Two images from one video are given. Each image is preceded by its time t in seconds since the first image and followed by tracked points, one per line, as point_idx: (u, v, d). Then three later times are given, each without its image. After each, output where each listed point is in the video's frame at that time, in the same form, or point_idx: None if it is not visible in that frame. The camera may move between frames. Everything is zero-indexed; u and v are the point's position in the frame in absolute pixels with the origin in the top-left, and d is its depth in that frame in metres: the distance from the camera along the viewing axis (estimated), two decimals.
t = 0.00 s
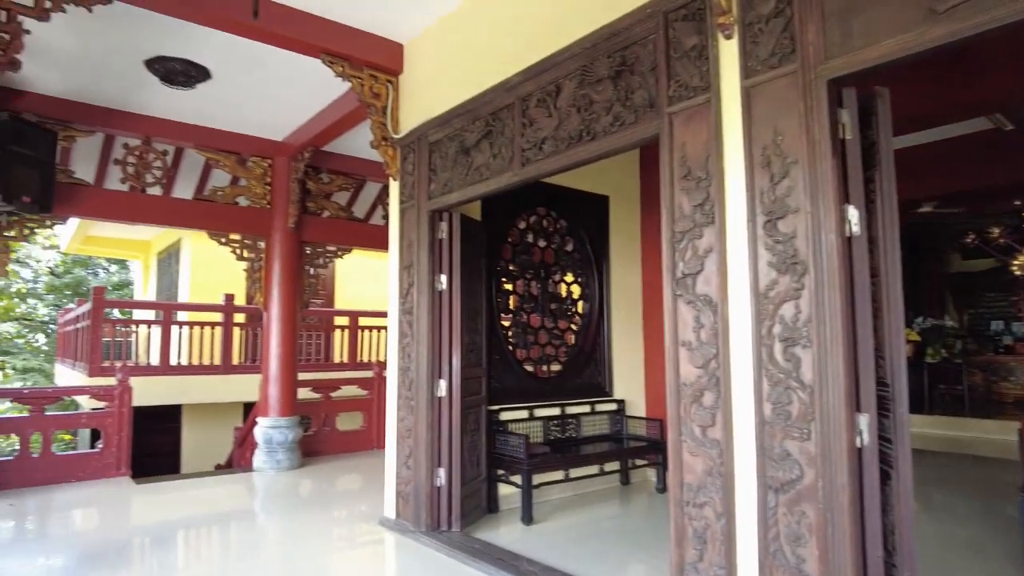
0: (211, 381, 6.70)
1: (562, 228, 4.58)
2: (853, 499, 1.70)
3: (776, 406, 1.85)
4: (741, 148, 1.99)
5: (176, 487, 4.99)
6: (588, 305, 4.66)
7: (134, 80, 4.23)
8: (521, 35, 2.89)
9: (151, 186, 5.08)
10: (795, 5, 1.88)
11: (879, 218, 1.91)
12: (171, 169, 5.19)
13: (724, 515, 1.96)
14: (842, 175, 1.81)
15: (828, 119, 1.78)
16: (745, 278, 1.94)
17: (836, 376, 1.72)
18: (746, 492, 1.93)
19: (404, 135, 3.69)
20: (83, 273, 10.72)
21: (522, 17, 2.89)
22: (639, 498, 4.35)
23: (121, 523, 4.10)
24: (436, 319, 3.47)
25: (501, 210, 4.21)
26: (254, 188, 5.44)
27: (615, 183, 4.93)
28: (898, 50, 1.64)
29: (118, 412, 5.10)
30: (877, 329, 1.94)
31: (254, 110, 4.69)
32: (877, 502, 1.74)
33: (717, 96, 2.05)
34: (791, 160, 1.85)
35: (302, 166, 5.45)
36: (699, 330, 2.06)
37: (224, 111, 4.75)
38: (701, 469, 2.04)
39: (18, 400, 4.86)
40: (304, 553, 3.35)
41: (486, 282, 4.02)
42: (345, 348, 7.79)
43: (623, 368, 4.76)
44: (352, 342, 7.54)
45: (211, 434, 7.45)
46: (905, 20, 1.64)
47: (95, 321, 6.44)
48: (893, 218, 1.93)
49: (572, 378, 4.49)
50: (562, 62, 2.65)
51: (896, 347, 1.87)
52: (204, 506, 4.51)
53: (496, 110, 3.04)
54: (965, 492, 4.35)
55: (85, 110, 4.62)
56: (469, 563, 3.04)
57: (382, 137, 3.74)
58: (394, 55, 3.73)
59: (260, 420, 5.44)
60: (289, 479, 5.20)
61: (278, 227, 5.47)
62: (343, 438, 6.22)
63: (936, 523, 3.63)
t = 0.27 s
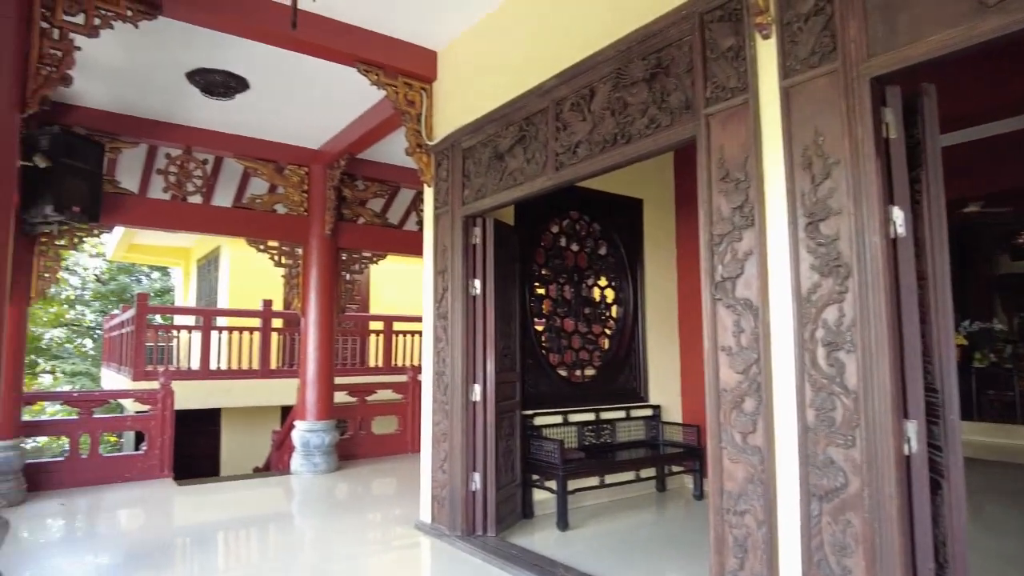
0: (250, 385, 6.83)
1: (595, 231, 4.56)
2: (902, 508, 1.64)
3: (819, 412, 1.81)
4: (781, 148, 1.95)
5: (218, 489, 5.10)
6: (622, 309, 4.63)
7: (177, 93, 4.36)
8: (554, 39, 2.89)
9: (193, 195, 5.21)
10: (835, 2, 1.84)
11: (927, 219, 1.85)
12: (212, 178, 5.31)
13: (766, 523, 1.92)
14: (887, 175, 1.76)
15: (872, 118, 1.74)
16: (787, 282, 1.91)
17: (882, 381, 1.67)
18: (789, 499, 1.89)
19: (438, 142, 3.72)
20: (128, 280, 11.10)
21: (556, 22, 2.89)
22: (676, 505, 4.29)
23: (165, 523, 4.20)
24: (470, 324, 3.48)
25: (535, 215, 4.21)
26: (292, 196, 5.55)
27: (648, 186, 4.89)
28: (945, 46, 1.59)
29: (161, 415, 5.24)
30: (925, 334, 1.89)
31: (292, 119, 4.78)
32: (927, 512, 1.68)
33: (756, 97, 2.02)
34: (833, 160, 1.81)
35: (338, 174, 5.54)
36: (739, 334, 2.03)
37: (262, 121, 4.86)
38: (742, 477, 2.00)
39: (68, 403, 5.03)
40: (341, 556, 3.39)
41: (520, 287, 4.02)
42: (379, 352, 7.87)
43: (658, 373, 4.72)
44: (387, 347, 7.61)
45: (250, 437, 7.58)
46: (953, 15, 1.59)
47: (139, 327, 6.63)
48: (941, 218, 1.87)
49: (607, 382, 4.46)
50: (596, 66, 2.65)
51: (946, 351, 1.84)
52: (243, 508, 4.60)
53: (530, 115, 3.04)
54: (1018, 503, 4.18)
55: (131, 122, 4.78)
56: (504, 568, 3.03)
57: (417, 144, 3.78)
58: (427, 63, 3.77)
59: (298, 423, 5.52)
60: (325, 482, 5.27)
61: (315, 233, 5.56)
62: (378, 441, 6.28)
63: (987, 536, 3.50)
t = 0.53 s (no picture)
0: (287, 388, 6.94)
1: (629, 233, 4.52)
2: (952, 517, 1.59)
3: (863, 417, 1.77)
4: (821, 147, 1.91)
5: (256, 490, 5.19)
6: (656, 312, 4.58)
7: (217, 102, 4.46)
8: (587, 42, 2.89)
9: (232, 202, 5.33)
10: None
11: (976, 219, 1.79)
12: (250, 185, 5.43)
13: (808, 530, 1.88)
14: (933, 173, 1.71)
15: (916, 115, 1.69)
16: (829, 284, 1.87)
17: (930, 386, 1.62)
18: (832, 506, 1.84)
19: (471, 146, 3.74)
20: (169, 286, 11.48)
21: (589, 24, 2.88)
22: (713, 511, 4.22)
23: (206, 523, 4.29)
24: (504, 327, 3.49)
25: (568, 218, 4.20)
26: (327, 203, 5.62)
27: (683, 187, 4.84)
28: (994, 38, 1.54)
29: (201, 418, 5.36)
30: (975, 336, 1.82)
31: (327, 126, 4.86)
32: (980, 522, 1.62)
33: (794, 95, 1.98)
34: (876, 159, 1.77)
35: (373, 180, 5.61)
36: (779, 337, 1.99)
37: (299, 129, 4.95)
38: (783, 483, 1.96)
39: (113, 405, 5.18)
40: (376, 558, 3.42)
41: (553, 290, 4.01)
42: (413, 355, 7.92)
43: (694, 377, 4.66)
44: (421, 350, 7.66)
45: (287, 439, 7.71)
46: (1002, 6, 1.54)
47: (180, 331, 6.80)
48: (991, 217, 1.81)
49: (642, 386, 4.42)
50: (630, 67, 2.63)
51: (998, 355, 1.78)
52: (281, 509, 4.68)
53: (563, 118, 3.04)
54: None
55: (173, 131, 4.91)
56: (539, 572, 3.02)
57: (450, 149, 3.80)
58: (460, 68, 3.79)
59: (334, 426, 5.59)
60: (361, 484, 5.32)
61: (351, 238, 5.64)
62: (412, 444, 6.32)
63: None
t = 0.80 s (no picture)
0: (320, 391, 7.03)
1: (660, 234, 4.48)
2: (1001, 526, 1.53)
3: (904, 421, 1.72)
4: (858, 144, 1.87)
5: (290, 492, 5.26)
6: (689, 314, 4.53)
7: (250, 109, 4.55)
8: (618, 42, 2.87)
9: (265, 207, 5.43)
10: None
11: None
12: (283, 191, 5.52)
13: (848, 537, 1.83)
14: (977, 169, 1.66)
15: (959, 109, 1.64)
16: (868, 284, 1.82)
17: (976, 388, 1.57)
18: (873, 512, 1.79)
19: (500, 148, 3.75)
20: (206, 289, 11.72)
21: (620, 24, 2.87)
22: (747, 516, 4.15)
23: (242, 523, 4.36)
24: (534, 330, 3.48)
25: (598, 219, 4.18)
26: (359, 207, 5.69)
27: (714, 187, 4.78)
28: None
29: (236, 419, 5.45)
30: None
31: (358, 131, 4.92)
32: None
33: (830, 91, 1.94)
34: (916, 155, 1.72)
35: (403, 185, 5.66)
36: (816, 338, 1.95)
37: (330, 134, 5.01)
38: (821, 488, 1.92)
39: (153, 407, 5.31)
40: (408, 560, 3.43)
41: (583, 292, 3.99)
42: (443, 358, 7.96)
43: (727, 379, 4.59)
44: (451, 353, 7.69)
45: (320, 441, 7.81)
46: None
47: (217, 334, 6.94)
48: None
49: (674, 389, 4.37)
50: (661, 66, 2.61)
51: None
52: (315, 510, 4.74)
53: (593, 119, 3.02)
54: None
55: (209, 139, 5.03)
56: None
57: (480, 152, 3.82)
58: (489, 71, 3.80)
59: (366, 427, 5.65)
60: (393, 486, 5.36)
61: (382, 243, 5.69)
62: (443, 446, 6.35)
63: None
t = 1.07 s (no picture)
0: (350, 391, 7.10)
1: (690, 233, 4.43)
2: None
3: (947, 423, 1.67)
4: (896, 138, 1.82)
5: (322, 491, 5.33)
6: (720, 315, 4.47)
7: (281, 114, 4.62)
8: (646, 40, 2.85)
9: (296, 210, 5.51)
10: None
11: None
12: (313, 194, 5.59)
13: (889, 542, 1.78)
14: None
15: (1004, 100, 1.59)
16: (908, 282, 1.77)
17: None
18: (915, 517, 1.74)
19: (528, 149, 3.75)
20: (238, 293, 11.81)
21: (648, 22, 2.85)
22: (781, 519, 4.08)
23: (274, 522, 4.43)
24: (563, 330, 3.47)
25: (627, 219, 4.15)
26: (388, 209, 5.75)
27: (745, 185, 4.71)
28: None
29: (269, 419, 5.54)
30: None
31: (386, 134, 4.96)
32: None
33: (866, 85, 1.89)
34: (958, 149, 1.67)
35: (431, 186, 5.69)
36: (853, 338, 1.90)
37: (359, 137, 5.07)
38: (860, 492, 1.87)
39: (188, 407, 5.41)
40: (437, 560, 3.44)
41: (612, 292, 3.97)
42: (471, 359, 7.98)
43: (760, 380, 4.52)
44: (479, 354, 7.71)
45: (350, 441, 7.89)
46: None
47: (249, 335, 7.05)
48: None
49: (705, 390, 4.32)
50: (690, 63, 2.58)
51: None
52: (345, 509, 4.79)
53: (621, 118, 3.00)
54: None
55: (241, 143, 5.12)
56: None
57: (507, 153, 3.82)
58: (517, 72, 3.80)
59: (395, 427, 5.69)
60: (422, 486, 5.39)
61: (410, 244, 5.73)
62: (472, 446, 6.37)
63: None
